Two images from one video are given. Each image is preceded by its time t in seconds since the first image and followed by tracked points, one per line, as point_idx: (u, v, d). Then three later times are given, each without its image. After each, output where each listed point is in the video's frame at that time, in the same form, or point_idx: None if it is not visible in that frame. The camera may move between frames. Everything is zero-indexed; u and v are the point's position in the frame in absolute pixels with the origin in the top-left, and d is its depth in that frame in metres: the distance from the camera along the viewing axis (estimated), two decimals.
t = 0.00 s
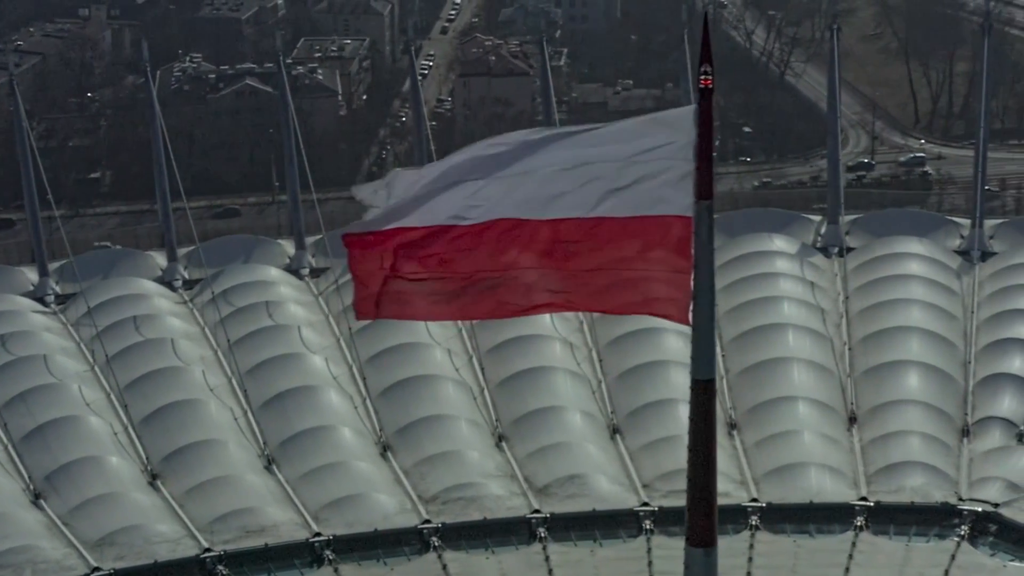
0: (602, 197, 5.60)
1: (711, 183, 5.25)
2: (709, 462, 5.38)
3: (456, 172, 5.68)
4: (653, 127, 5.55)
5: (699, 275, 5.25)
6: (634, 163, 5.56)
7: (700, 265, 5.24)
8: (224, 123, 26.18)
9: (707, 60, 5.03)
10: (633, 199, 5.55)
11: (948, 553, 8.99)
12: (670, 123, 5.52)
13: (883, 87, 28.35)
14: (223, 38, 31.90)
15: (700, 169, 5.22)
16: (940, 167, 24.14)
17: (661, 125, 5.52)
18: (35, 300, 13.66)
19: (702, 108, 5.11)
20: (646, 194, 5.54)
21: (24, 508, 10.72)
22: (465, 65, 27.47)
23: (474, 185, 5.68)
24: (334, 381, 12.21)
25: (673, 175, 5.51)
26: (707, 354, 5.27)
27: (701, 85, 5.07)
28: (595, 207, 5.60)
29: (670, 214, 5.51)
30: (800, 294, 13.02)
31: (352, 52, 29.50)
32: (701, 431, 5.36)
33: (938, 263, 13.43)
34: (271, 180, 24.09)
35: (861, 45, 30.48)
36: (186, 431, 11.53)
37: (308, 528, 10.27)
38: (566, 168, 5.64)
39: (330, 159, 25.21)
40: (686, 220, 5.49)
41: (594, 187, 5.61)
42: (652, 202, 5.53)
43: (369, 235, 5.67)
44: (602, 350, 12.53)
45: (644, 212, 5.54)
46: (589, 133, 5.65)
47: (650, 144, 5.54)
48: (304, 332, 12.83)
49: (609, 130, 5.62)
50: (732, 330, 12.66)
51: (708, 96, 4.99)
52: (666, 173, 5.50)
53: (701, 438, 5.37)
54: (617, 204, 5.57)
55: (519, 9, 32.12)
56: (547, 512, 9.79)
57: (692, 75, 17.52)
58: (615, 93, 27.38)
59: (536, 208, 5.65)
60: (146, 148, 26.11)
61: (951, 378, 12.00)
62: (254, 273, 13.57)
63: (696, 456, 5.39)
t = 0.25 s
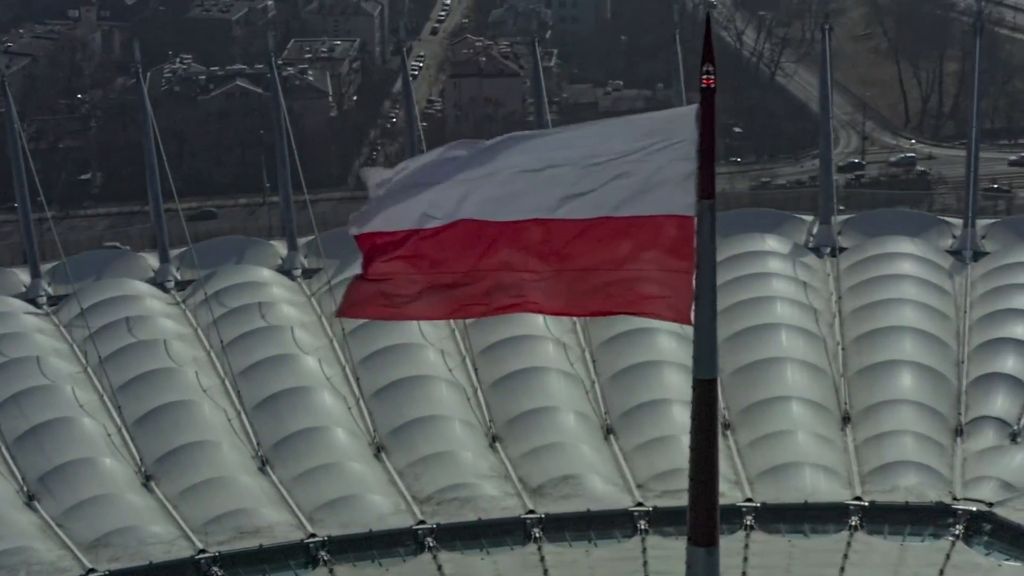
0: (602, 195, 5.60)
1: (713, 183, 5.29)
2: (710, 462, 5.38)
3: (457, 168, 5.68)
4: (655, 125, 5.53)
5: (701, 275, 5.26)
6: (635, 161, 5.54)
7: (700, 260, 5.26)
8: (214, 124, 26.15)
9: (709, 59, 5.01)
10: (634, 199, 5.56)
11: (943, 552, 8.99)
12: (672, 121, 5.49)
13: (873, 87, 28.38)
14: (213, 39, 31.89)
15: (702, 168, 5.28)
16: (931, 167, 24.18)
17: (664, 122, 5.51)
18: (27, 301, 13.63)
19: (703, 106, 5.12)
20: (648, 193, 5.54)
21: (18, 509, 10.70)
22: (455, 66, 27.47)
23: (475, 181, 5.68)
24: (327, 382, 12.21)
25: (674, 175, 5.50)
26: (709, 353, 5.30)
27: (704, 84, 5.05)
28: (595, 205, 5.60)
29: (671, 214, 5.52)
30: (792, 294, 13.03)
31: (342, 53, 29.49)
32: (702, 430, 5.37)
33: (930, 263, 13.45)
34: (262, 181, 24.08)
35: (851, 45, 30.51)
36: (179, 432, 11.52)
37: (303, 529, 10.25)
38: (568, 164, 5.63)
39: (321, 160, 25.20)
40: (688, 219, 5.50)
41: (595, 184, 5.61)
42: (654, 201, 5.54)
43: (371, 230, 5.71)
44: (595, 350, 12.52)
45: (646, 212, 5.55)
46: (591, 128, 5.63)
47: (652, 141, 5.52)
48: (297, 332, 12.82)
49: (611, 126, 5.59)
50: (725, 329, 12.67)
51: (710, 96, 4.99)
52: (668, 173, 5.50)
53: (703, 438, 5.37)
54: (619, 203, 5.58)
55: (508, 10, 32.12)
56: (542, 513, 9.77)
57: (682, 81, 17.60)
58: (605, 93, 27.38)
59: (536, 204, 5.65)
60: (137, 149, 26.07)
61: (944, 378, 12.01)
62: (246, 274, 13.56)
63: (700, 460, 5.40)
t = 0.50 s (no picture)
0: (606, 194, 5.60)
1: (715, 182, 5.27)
2: (712, 463, 5.36)
3: (460, 165, 5.67)
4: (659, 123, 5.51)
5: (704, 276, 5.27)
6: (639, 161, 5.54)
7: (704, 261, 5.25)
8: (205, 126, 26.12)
9: (711, 60, 5.04)
10: (638, 198, 5.56)
11: (937, 552, 9.00)
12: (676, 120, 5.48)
13: (863, 87, 28.41)
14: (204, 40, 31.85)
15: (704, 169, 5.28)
16: (922, 167, 24.21)
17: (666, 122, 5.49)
18: (19, 303, 13.61)
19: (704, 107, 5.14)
20: (651, 193, 5.54)
21: (12, 511, 10.69)
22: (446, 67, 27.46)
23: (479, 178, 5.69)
24: (321, 383, 12.20)
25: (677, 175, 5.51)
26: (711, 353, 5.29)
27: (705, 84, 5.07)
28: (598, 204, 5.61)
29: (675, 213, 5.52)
30: (785, 294, 13.04)
31: (332, 54, 29.47)
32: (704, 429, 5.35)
33: (922, 263, 13.46)
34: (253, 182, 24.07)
35: (841, 46, 30.53)
36: (172, 433, 11.51)
37: (297, 530, 10.24)
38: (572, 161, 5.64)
39: (312, 161, 25.19)
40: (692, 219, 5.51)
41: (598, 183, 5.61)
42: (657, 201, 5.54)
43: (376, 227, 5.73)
44: (588, 351, 12.52)
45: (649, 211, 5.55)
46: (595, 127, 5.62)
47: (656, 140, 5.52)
48: (290, 334, 12.81)
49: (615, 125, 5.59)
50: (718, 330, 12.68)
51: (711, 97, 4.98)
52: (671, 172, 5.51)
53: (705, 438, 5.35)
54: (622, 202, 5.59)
55: (498, 10, 32.13)
56: (537, 514, 9.76)
57: (673, 74, 17.44)
58: (596, 94, 27.40)
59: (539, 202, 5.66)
60: (127, 151, 26.03)
61: (937, 378, 12.02)
62: (238, 275, 13.55)
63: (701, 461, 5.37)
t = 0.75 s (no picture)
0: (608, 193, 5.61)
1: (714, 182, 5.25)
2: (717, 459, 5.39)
3: (462, 161, 5.73)
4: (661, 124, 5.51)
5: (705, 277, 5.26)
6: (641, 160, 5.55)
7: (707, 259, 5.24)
8: (198, 126, 26.11)
9: (712, 59, 5.05)
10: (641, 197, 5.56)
11: (933, 552, 9.00)
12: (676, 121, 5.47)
13: (856, 87, 28.42)
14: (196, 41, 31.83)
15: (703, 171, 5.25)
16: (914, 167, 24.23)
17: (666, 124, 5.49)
18: (13, 304, 13.60)
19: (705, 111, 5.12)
20: (652, 192, 5.54)
21: (6, 513, 10.67)
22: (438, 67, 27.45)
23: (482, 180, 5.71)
24: (315, 384, 12.20)
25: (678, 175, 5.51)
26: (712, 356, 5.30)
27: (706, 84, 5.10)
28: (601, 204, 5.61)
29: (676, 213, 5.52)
30: (779, 294, 13.04)
31: (325, 54, 29.44)
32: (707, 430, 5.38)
33: (916, 262, 13.47)
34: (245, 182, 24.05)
35: (833, 45, 30.54)
36: (167, 434, 11.50)
37: (292, 531, 10.23)
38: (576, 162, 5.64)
39: (304, 161, 25.18)
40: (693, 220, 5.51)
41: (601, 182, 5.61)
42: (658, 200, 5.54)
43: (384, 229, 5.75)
44: (583, 352, 12.52)
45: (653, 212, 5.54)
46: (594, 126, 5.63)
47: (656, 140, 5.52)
48: (284, 335, 12.80)
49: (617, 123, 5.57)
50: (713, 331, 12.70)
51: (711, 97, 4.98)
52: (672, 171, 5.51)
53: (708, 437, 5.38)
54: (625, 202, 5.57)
55: (490, 11, 32.12)
56: (532, 514, 9.75)
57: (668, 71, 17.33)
58: (588, 95, 27.40)
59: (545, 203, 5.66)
60: (120, 151, 25.99)
61: (932, 378, 12.03)
62: (233, 276, 13.54)
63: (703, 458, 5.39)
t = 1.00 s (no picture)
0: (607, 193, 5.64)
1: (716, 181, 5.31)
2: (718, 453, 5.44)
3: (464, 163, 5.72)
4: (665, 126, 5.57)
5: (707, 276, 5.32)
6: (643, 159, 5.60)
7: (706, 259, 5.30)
8: (189, 128, 26.08)
9: (714, 60, 5.09)
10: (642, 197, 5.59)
11: (928, 551, 9.00)
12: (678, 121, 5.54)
13: (846, 87, 28.44)
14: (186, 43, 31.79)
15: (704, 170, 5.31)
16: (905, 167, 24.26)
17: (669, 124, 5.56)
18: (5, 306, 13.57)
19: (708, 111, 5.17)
20: (653, 194, 5.58)
21: None
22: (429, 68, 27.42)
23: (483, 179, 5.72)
24: (309, 385, 12.19)
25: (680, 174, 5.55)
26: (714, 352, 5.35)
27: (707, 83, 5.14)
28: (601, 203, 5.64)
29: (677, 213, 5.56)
30: (771, 294, 13.05)
31: (315, 55, 29.42)
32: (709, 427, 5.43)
33: (908, 262, 13.49)
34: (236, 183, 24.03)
35: (822, 45, 30.56)
36: (161, 435, 11.49)
37: (287, 532, 10.22)
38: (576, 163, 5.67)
39: (295, 162, 25.17)
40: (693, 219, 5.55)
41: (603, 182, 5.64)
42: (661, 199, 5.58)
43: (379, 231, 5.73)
44: (576, 352, 12.52)
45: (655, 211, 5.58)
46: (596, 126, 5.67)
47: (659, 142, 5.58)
48: (277, 336, 12.79)
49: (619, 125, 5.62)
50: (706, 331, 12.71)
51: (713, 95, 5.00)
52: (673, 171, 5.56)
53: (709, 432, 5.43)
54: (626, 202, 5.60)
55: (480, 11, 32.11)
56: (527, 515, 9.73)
57: (659, 73, 17.29)
58: (579, 96, 27.40)
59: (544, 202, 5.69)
60: (111, 152, 25.94)
61: (925, 377, 12.04)
62: (225, 277, 13.53)
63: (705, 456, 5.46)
